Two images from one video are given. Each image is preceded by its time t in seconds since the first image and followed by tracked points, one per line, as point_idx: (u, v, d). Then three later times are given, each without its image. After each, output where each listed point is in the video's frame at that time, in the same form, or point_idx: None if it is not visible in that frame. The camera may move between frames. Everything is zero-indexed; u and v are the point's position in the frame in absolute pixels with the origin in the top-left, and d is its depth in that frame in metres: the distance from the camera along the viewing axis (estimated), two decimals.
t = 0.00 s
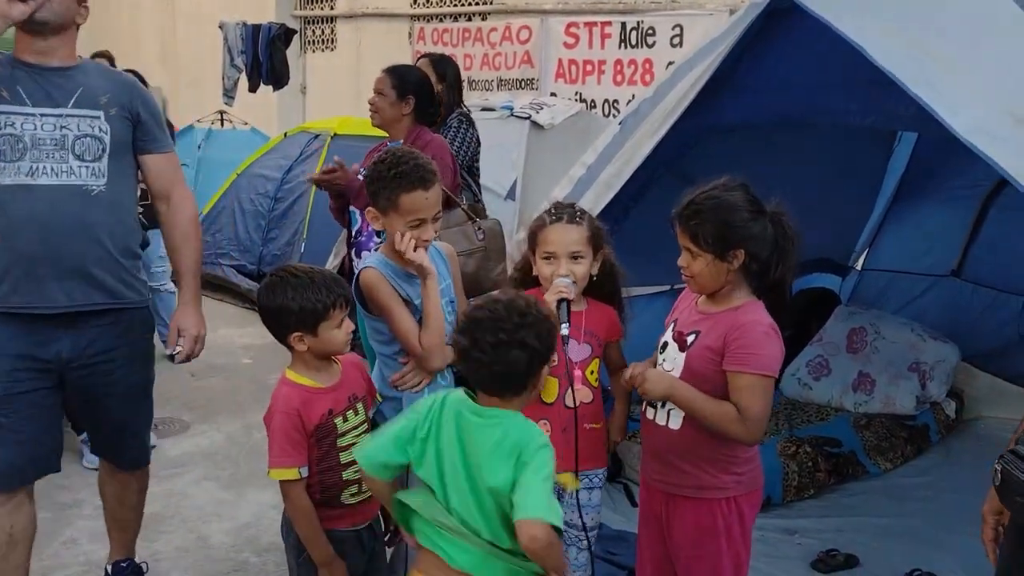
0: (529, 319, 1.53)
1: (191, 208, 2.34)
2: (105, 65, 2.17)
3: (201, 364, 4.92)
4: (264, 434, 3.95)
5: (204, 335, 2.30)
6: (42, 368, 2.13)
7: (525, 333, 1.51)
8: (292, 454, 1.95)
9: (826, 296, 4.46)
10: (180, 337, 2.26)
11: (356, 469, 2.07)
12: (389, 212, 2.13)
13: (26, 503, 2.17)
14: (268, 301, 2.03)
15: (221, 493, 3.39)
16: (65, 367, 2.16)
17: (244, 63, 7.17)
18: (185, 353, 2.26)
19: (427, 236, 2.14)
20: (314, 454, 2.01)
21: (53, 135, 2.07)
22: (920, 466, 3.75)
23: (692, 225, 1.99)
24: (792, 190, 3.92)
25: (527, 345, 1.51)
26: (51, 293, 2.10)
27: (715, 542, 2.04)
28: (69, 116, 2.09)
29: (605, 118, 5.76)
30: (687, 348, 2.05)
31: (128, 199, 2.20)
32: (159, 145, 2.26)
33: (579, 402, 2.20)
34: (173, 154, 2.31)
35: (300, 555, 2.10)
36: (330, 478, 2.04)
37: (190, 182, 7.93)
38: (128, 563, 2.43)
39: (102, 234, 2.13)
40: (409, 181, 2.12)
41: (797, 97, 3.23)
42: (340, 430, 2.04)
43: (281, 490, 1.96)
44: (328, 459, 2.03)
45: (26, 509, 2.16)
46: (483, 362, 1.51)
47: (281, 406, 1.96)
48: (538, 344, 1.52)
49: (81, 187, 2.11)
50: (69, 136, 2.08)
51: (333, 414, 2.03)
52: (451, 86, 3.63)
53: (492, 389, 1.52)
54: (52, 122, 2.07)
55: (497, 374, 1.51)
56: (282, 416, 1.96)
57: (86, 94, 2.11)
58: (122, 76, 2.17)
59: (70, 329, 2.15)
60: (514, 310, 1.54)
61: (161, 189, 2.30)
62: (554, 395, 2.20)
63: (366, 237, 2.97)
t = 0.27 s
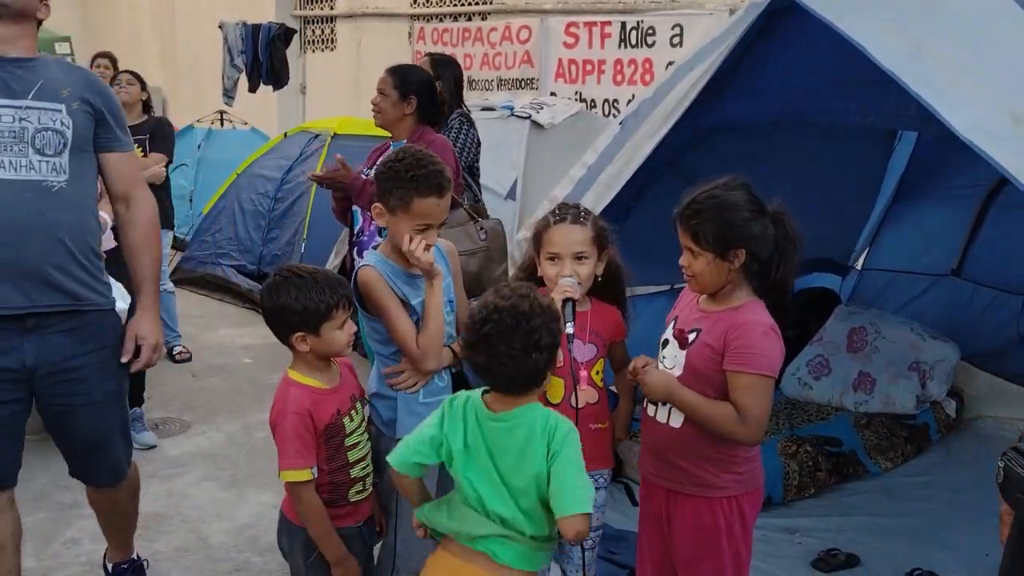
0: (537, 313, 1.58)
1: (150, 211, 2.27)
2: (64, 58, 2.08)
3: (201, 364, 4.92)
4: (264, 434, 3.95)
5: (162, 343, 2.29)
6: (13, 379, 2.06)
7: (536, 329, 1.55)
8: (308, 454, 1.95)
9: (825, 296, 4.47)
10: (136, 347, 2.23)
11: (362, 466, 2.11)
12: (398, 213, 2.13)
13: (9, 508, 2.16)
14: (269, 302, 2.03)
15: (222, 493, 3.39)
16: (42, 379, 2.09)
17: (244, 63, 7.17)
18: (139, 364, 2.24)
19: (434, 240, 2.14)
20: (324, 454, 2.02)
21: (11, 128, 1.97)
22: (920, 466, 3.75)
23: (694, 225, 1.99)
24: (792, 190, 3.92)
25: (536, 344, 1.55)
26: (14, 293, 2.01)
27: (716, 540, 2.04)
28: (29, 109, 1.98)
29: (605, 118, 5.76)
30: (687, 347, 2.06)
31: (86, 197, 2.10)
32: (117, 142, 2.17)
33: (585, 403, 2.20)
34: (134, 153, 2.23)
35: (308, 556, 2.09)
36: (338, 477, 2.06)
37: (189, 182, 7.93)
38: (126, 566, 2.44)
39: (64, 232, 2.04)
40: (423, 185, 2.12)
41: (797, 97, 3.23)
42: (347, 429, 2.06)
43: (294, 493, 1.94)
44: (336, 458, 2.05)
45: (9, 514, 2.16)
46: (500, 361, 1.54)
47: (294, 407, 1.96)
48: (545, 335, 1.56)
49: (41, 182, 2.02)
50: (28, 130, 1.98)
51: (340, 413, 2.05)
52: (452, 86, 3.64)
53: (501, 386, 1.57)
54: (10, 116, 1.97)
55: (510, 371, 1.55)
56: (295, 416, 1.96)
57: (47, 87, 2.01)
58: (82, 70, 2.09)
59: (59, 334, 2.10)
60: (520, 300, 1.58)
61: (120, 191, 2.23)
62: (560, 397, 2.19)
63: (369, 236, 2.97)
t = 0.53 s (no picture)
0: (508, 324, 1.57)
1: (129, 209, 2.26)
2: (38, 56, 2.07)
3: (201, 365, 4.92)
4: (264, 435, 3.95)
5: (132, 345, 2.20)
6: None
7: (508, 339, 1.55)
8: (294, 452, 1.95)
9: (826, 295, 4.46)
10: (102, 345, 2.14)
11: (347, 470, 2.10)
12: (407, 212, 2.12)
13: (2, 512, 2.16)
14: (265, 303, 2.03)
15: (221, 493, 3.39)
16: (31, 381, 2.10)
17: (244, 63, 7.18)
18: (104, 361, 2.13)
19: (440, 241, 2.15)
20: (310, 455, 2.02)
21: None
22: (920, 465, 3.76)
23: (693, 225, 1.99)
24: (791, 190, 3.92)
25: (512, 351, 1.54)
26: None
27: (716, 541, 2.04)
28: (5, 110, 1.98)
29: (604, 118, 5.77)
30: (688, 348, 2.06)
31: (64, 198, 2.11)
32: (93, 142, 2.18)
33: (587, 404, 2.22)
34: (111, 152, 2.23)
35: (301, 561, 2.09)
36: (324, 479, 2.06)
37: (189, 182, 7.94)
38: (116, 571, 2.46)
39: (45, 233, 2.05)
40: (436, 187, 2.11)
41: (796, 97, 3.23)
42: (334, 432, 2.06)
43: (280, 490, 1.94)
44: (323, 461, 2.05)
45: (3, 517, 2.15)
46: (476, 369, 1.54)
47: (282, 404, 1.96)
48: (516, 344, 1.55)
49: (18, 186, 2.02)
50: (5, 131, 1.98)
51: (329, 416, 2.04)
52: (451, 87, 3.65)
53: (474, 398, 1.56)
54: None
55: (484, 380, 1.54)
56: (283, 413, 1.95)
57: (23, 87, 2.01)
58: (56, 68, 2.08)
59: (54, 334, 2.11)
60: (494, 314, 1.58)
61: (100, 190, 2.22)
62: (563, 398, 2.21)
63: (371, 237, 3.01)
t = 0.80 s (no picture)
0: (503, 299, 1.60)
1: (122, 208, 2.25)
2: (30, 58, 2.07)
3: (201, 365, 4.92)
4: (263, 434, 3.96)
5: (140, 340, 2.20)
6: None
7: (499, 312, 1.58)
8: (263, 446, 1.95)
9: (822, 293, 4.49)
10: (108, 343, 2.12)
11: (317, 472, 2.10)
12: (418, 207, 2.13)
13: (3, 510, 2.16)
14: (251, 298, 2.03)
15: (221, 493, 3.40)
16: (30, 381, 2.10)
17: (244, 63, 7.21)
18: (117, 360, 2.12)
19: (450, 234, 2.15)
20: (280, 453, 2.02)
21: None
22: (919, 465, 3.77)
23: (690, 222, 2.00)
24: (790, 190, 3.93)
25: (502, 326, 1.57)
26: None
27: (715, 541, 2.04)
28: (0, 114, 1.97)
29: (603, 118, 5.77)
30: (685, 348, 2.06)
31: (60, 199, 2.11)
32: (86, 143, 2.18)
33: (586, 404, 2.23)
34: (103, 153, 2.23)
35: (265, 561, 2.07)
36: (293, 478, 2.05)
37: (189, 182, 7.94)
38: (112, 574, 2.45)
39: (45, 235, 2.05)
40: (438, 184, 2.12)
41: (795, 97, 3.24)
42: (309, 432, 2.06)
43: (246, 480, 1.95)
44: (292, 461, 2.04)
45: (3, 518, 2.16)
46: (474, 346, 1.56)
47: (258, 396, 1.96)
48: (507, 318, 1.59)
49: (19, 189, 2.01)
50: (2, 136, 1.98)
51: (306, 415, 2.04)
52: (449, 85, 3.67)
53: (462, 371, 1.59)
54: None
55: (480, 359, 1.58)
56: (258, 405, 1.95)
57: (17, 91, 2.00)
58: (48, 70, 2.08)
59: (54, 335, 2.11)
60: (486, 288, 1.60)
61: (91, 190, 2.21)
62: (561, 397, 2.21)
63: (369, 236, 3.08)
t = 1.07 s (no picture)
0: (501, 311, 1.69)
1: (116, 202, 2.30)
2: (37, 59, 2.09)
3: (200, 365, 4.92)
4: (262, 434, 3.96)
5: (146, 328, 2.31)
6: (26, 382, 2.04)
7: (484, 320, 1.66)
8: (265, 450, 1.94)
9: (823, 293, 4.48)
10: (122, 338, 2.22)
11: (312, 475, 2.10)
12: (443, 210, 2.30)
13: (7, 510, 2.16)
14: (239, 295, 2.03)
15: (221, 493, 3.40)
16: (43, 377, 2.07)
17: (242, 63, 7.16)
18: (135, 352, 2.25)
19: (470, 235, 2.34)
20: (279, 456, 2.01)
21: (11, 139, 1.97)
22: (918, 464, 3.77)
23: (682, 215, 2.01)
24: (789, 190, 3.92)
25: (485, 334, 1.66)
26: (26, 301, 2.01)
27: (714, 541, 2.04)
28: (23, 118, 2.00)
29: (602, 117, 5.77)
30: (681, 348, 2.06)
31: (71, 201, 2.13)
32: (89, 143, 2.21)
33: (585, 404, 2.23)
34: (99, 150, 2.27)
35: (258, 567, 2.06)
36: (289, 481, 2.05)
37: (188, 182, 7.94)
38: None
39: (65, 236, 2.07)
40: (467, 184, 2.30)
41: (794, 96, 3.23)
42: (303, 433, 2.06)
43: (248, 486, 1.93)
44: (289, 463, 2.04)
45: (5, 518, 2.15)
46: (441, 339, 1.67)
47: (254, 398, 1.95)
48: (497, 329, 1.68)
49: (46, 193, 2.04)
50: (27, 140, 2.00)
51: (300, 416, 2.04)
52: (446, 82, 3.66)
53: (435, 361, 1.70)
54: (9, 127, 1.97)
55: (450, 353, 1.67)
56: (255, 408, 1.94)
57: (34, 94, 2.03)
58: (57, 72, 2.10)
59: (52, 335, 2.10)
60: (489, 301, 1.69)
61: (89, 186, 2.25)
62: (560, 397, 2.22)
63: (368, 236, 3.13)
